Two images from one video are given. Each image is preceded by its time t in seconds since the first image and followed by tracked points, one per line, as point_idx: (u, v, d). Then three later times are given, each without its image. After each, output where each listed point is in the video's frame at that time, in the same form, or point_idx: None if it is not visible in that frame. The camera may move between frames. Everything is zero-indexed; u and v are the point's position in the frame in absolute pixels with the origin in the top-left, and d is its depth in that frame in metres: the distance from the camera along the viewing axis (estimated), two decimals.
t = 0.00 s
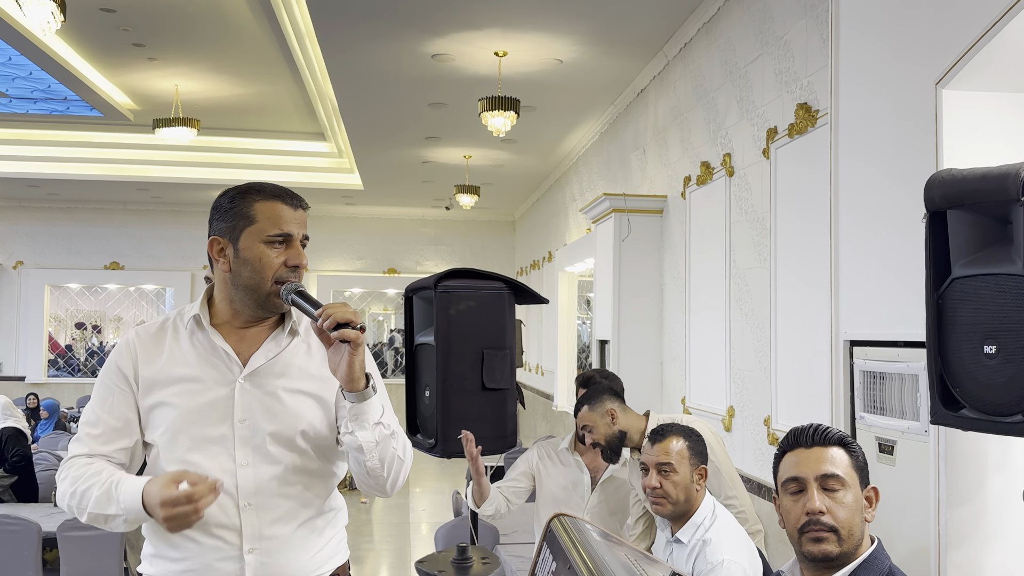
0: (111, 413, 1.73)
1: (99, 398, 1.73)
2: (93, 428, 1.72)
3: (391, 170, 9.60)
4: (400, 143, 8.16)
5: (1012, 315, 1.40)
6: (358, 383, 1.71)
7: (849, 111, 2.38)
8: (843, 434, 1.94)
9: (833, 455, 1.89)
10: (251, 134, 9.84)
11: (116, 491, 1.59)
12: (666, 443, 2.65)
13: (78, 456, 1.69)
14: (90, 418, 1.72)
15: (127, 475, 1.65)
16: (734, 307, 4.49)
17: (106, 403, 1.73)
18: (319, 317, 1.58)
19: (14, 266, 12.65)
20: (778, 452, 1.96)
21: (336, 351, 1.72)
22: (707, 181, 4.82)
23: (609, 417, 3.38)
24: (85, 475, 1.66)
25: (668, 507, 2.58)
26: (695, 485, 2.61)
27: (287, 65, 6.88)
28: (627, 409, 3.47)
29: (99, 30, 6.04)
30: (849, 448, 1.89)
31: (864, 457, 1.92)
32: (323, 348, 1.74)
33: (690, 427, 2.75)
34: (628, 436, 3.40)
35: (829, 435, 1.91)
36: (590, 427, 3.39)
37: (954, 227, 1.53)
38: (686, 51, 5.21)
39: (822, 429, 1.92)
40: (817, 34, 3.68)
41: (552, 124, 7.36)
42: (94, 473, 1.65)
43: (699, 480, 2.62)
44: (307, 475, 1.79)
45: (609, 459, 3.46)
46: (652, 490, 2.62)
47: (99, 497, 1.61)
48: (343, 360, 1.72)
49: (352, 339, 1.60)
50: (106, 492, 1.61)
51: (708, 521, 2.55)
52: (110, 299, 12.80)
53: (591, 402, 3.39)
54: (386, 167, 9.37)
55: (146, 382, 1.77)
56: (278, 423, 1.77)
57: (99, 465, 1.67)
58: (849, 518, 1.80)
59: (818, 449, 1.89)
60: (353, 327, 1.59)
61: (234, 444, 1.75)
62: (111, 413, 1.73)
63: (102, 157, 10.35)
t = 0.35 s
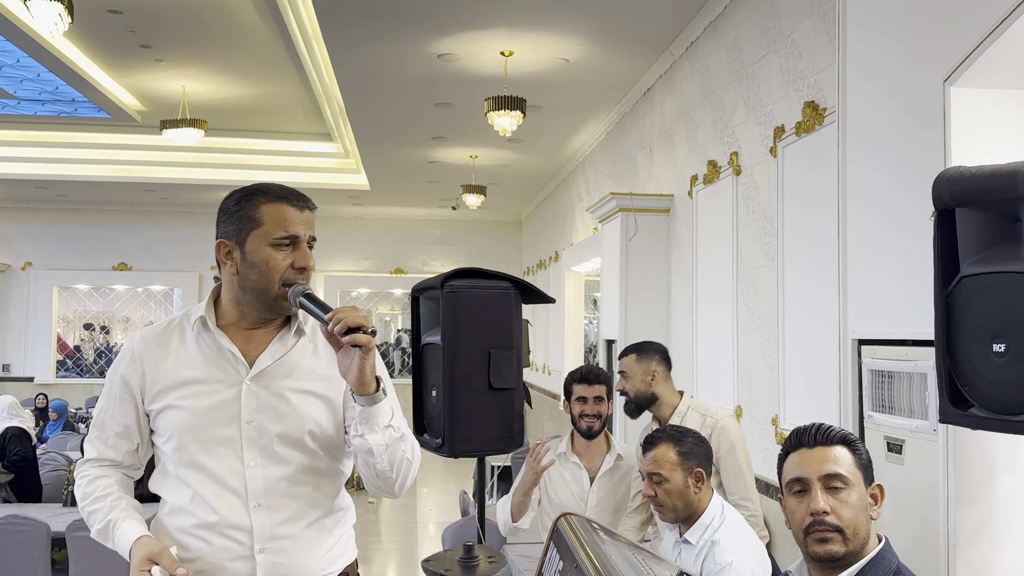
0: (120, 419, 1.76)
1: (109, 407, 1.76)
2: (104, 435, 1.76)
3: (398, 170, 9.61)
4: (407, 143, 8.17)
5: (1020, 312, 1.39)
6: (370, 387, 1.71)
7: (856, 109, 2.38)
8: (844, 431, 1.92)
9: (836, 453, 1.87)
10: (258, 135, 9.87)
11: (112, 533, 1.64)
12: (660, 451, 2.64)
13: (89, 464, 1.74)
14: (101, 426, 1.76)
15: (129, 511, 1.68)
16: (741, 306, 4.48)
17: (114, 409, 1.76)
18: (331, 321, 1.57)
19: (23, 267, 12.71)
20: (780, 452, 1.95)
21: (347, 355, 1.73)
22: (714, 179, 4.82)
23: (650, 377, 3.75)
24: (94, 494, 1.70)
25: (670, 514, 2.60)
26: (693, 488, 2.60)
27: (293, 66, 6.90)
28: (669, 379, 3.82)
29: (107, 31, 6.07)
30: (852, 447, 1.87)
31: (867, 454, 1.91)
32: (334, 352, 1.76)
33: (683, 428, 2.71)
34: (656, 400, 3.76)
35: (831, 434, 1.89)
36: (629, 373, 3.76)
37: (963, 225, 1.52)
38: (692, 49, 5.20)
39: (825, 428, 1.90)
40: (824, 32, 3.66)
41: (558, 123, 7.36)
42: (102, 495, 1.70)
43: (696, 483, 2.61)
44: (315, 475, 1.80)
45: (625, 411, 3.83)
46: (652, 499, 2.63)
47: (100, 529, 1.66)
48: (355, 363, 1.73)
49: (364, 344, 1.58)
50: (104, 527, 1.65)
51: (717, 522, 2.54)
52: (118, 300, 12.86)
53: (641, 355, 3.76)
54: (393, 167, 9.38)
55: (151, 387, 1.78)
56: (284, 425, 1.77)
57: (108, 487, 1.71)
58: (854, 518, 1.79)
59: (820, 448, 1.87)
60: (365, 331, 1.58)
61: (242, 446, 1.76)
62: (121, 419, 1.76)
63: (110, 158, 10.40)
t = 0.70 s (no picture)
0: (138, 415, 1.76)
1: (127, 405, 1.76)
2: (122, 432, 1.75)
3: (406, 169, 9.62)
4: (415, 142, 8.19)
5: None
6: (394, 384, 1.73)
7: (866, 105, 2.37)
8: (884, 438, 1.91)
9: (872, 458, 1.87)
10: (267, 134, 9.90)
11: (132, 538, 1.63)
12: (656, 454, 2.64)
13: (106, 462, 1.74)
14: (119, 424, 1.75)
15: (148, 515, 1.68)
16: (751, 304, 4.47)
17: (132, 407, 1.76)
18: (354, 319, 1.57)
19: (33, 267, 12.78)
20: (814, 448, 1.94)
21: (371, 354, 1.74)
22: (723, 177, 4.80)
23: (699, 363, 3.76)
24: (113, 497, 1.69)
25: (672, 516, 2.62)
26: (690, 491, 2.58)
27: (301, 65, 6.91)
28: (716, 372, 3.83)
29: (116, 31, 6.10)
30: (890, 453, 1.87)
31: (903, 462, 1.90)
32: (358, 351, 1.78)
33: (678, 429, 2.70)
34: (699, 387, 3.75)
35: (871, 438, 1.89)
36: (677, 356, 3.80)
37: (973, 221, 1.48)
38: (701, 47, 5.19)
39: (865, 431, 1.90)
40: (833, 28, 3.64)
41: (566, 121, 7.35)
42: (120, 497, 1.69)
43: (691, 485, 2.59)
44: (331, 473, 1.81)
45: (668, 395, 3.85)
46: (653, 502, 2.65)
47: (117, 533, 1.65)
48: (378, 362, 1.75)
49: (392, 343, 1.59)
50: (123, 532, 1.65)
51: (725, 521, 2.53)
52: (128, 299, 12.92)
53: (692, 340, 3.81)
54: (401, 165, 9.39)
55: (169, 385, 1.79)
56: (303, 422, 1.78)
57: (126, 489, 1.71)
58: (883, 527, 1.79)
59: (858, 452, 1.87)
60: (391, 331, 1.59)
61: (261, 442, 1.76)
62: (139, 417, 1.76)
63: (119, 158, 10.45)
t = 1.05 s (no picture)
0: (156, 411, 1.77)
1: (145, 401, 1.76)
2: (139, 428, 1.76)
3: (413, 166, 9.63)
4: (423, 140, 8.20)
5: None
6: (414, 382, 1.73)
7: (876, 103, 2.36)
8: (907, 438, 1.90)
9: (893, 458, 1.86)
10: (275, 132, 9.93)
11: (150, 533, 1.63)
12: (668, 450, 2.64)
13: (123, 458, 1.75)
14: (136, 420, 1.76)
15: (166, 510, 1.68)
16: (759, 301, 4.46)
17: (150, 403, 1.77)
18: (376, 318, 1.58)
19: (43, 265, 12.86)
20: (833, 446, 1.93)
21: (392, 352, 1.76)
22: (731, 174, 4.79)
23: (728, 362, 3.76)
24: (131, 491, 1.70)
25: (679, 512, 2.61)
26: (700, 488, 2.59)
27: (309, 64, 6.93)
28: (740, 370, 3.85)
29: (124, 30, 6.12)
30: (911, 452, 1.86)
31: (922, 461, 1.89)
32: (379, 350, 1.80)
33: (689, 427, 2.70)
34: (725, 387, 3.76)
35: (893, 438, 1.87)
36: (707, 353, 3.79)
37: (984, 221, 1.44)
38: (709, 43, 5.17)
39: (887, 430, 1.89)
40: (842, 25, 3.63)
41: (574, 119, 7.35)
42: (138, 493, 1.70)
43: (703, 482, 2.59)
44: (347, 469, 1.83)
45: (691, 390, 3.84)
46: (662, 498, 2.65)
47: (136, 529, 1.66)
48: (398, 360, 1.76)
49: (413, 342, 1.59)
50: (141, 527, 1.65)
51: (734, 519, 2.53)
52: (137, 297, 12.99)
53: (722, 338, 3.80)
54: (409, 163, 9.40)
55: (186, 381, 1.79)
56: (321, 420, 1.80)
57: (143, 485, 1.72)
58: (902, 528, 1.79)
59: (880, 452, 1.86)
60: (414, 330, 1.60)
61: (279, 439, 1.77)
62: (156, 413, 1.77)
63: (128, 157, 10.50)
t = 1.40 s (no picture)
0: (171, 408, 1.78)
1: (159, 399, 1.77)
2: (156, 426, 1.77)
3: (420, 164, 9.64)
4: (429, 138, 8.21)
5: None
6: (423, 380, 1.74)
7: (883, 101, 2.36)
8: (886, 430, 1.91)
9: (875, 450, 1.87)
10: (282, 131, 9.95)
11: (179, 525, 1.64)
12: (690, 444, 2.63)
13: (142, 457, 1.75)
14: (151, 418, 1.77)
15: (192, 502, 1.69)
16: (766, 298, 4.45)
17: (164, 400, 1.77)
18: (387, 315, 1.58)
19: (51, 263, 12.93)
20: (816, 444, 1.94)
21: (401, 349, 1.75)
22: (738, 171, 4.78)
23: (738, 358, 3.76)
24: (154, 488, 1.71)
25: (692, 507, 2.61)
26: (719, 484, 2.59)
27: (316, 61, 6.94)
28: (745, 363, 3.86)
29: (132, 28, 6.14)
30: (891, 443, 1.87)
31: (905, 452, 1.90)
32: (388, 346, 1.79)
33: (715, 422, 2.69)
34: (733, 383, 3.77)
35: (871, 430, 1.89)
36: (717, 349, 3.77)
37: (992, 218, 1.41)
38: (716, 40, 5.16)
39: (864, 423, 1.90)
40: (849, 22, 3.62)
41: (581, 116, 7.35)
42: (161, 490, 1.70)
43: (722, 480, 2.59)
44: (358, 467, 1.83)
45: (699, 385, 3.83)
46: (677, 491, 2.64)
47: (165, 525, 1.66)
48: (408, 357, 1.76)
49: (422, 340, 1.60)
50: (170, 521, 1.66)
51: (744, 517, 2.53)
52: (145, 295, 13.04)
53: (731, 333, 3.79)
54: (415, 161, 9.42)
55: (200, 379, 1.79)
56: (333, 418, 1.81)
57: (166, 482, 1.72)
58: (888, 516, 1.78)
59: (859, 444, 1.87)
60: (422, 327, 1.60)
61: (291, 437, 1.78)
62: (170, 411, 1.78)
63: (136, 155, 10.54)
